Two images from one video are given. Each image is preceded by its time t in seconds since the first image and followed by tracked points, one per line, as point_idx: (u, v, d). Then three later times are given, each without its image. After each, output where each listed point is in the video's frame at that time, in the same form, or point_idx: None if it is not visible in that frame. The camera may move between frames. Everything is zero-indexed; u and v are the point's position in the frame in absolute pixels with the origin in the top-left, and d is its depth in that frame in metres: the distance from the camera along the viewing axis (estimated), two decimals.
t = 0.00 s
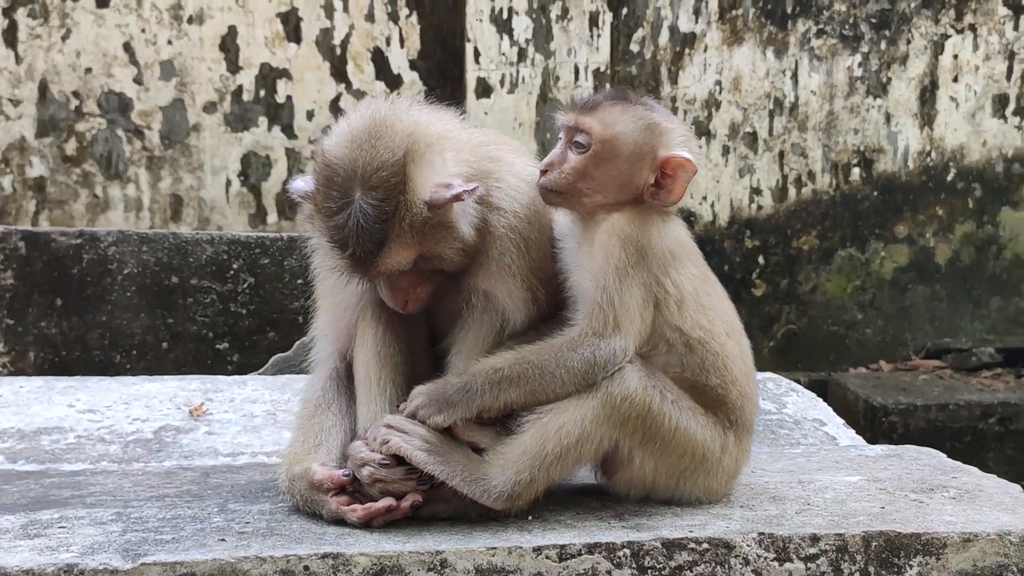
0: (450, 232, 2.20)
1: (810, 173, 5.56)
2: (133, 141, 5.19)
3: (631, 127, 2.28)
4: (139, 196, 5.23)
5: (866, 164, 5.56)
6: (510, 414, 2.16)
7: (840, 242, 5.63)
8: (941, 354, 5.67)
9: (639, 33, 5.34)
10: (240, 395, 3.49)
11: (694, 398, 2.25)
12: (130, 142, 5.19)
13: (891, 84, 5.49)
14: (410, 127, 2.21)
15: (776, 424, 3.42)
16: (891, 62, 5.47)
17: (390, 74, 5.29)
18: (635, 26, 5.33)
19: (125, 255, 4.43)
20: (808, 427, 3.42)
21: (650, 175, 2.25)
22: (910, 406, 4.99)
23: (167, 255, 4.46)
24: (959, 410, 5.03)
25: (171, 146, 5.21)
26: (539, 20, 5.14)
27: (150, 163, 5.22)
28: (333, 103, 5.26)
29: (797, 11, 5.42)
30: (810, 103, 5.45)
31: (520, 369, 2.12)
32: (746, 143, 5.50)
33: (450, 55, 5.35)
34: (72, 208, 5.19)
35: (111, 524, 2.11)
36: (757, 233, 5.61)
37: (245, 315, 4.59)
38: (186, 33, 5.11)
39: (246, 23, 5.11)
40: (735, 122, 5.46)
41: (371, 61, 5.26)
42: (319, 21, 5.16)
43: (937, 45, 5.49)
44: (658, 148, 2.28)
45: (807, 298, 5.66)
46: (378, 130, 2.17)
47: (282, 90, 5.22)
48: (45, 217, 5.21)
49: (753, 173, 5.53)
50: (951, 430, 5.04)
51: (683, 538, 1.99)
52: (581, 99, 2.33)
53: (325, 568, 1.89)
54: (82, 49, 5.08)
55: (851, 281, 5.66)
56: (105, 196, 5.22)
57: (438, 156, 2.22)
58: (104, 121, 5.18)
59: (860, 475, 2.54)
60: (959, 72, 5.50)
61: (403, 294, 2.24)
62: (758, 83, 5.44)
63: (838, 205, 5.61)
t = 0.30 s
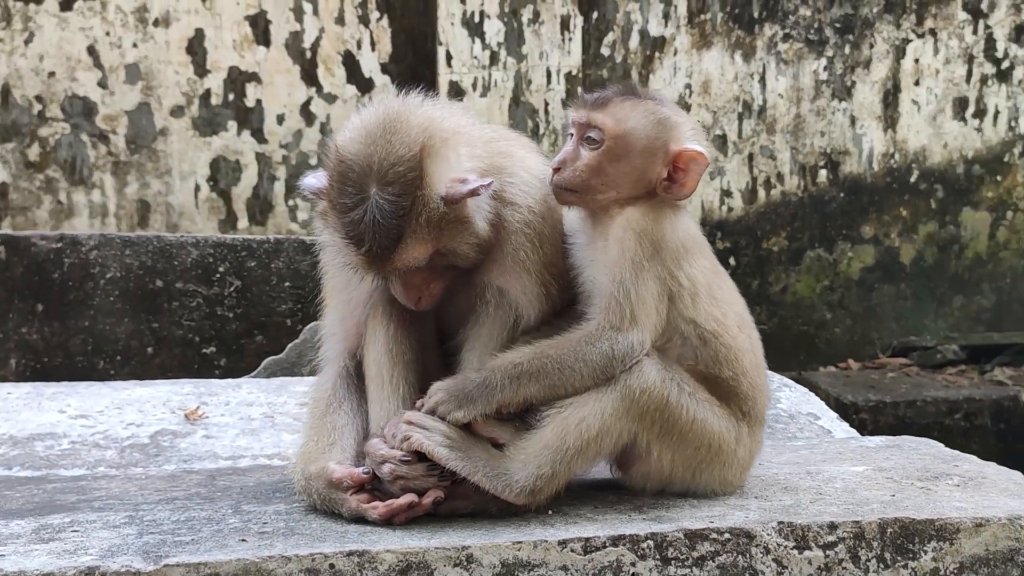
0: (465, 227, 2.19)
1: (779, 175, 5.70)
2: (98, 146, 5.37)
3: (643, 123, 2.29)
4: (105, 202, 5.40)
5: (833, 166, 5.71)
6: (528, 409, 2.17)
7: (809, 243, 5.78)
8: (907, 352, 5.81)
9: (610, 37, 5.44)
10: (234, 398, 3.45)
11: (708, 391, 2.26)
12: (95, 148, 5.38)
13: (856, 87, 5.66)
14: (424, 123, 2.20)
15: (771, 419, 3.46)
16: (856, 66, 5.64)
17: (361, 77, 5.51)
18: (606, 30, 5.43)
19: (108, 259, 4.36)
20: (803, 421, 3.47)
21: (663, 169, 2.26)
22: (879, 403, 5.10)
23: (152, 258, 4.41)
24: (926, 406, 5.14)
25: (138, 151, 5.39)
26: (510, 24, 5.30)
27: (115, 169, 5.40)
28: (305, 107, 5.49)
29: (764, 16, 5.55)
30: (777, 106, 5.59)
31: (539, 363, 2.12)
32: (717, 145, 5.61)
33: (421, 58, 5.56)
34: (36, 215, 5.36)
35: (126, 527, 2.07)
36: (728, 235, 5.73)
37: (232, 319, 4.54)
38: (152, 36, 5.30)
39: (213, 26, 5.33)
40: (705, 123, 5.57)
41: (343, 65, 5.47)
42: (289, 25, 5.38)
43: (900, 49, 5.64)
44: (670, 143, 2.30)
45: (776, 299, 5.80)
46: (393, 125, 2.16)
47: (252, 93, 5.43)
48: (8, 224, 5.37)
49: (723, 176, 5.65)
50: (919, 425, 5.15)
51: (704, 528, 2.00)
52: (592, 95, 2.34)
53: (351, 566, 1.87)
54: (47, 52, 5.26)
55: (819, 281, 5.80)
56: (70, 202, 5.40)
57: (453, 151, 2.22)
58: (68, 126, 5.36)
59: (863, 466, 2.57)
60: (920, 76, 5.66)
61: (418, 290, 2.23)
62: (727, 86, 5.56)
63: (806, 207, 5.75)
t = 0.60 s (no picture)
0: (486, 220, 2.21)
1: (747, 176, 6.05)
2: (63, 148, 5.34)
3: (662, 118, 2.33)
4: (70, 206, 5.37)
5: (799, 167, 6.09)
6: (550, 399, 2.19)
7: (776, 242, 6.14)
8: (871, 348, 6.18)
9: (580, 39, 5.70)
10: (233, 397, 3.43)
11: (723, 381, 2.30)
12: (60, 149, 5.34)
13: (820, 89, 6.04)
14: (444, 116, 2.22)
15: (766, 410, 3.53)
16: (819, 69, 6.02)
17: (332, 78, 5.59)
18: (575, 32, 5.69)
19: (93, 259, 4.31)
20: (797, 412, 3.53)
21: (681, 164, 2.30)
22: (848, 399, 5.37)
23: (138, 257, 4.36)
24: (892, 402, 5.44)
25: (103, 152, 5.37)
26: (481, 25, 5.43)
27: (81, 171, 5.36)
28: (273, 108, 5.53)
29: (730, 20, 5.89)
30: (744, 108, 5.93)
31: (561, 354, 2.15)
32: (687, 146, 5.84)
33: (392, 59, 5.65)
34: None
35: (150, 522, 2.06)
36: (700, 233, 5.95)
37: (221, 319, 4.51)
38: (118, 36, 5.30)
39: (180, 26, 5.37)
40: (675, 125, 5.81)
41: (312, 65, 5.54)
42: (257, 25, 5.45)
43: (862, 52, 6.05)
44: (689, 138, 2.34)
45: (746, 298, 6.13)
46: (414, 118, 2.17)
47: (220, 94, 5.47)
48: None
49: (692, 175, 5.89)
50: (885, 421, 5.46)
51: (727, 514, 2.04)
52: (612, 90, 2.38)
53: (383, 555, 1.89)
54: (9, 52, 5.22)
55: (787, 280, 6.16)
56: (33, 205, 5.34)
57: (472, 145, 2.24)
58: (33, 127, 5.32)
59: (868, 453, 2.63)
60: (882, 79, 6.07)
61: (437, 283, 2.24)
62: (695, 87, 5.85)
63: (774, 208, 6.12)
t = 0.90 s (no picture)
0: (494, 217, 2.24)
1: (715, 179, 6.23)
2: (26, 148, 5.47)
3: (668, 117, 2.43)
4: (33, 207, 5.49)
5: (764, 169, 6.29)
6: (559, 392, 2.24)
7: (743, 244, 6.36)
8: (836, 348, 6.45)
9: (548, 42, 5.79)
10: (226, 396, 3.43)
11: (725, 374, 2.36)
12: (22, 149, 5.47)
13: (785, 93, 6.23)
14: (454, 114, 2.25)
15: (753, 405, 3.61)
16: (785, 73, 6.22)
17: (301, 80, 5.70)
18: (545, 35, 5.79)
19: (75, 259, 4.27)
20: (783, 407, 3.62)
21: (684, 162, 2.39)
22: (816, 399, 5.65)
23: (121, 258, 4.32)
24: (857, 400, 5.73)
25: (67, 154, 5.49)
26: (451, 28, 5.55)
27: (43, 172, 5.50)
28: (241, 108, 5.65)
29: (697, 24, 6.05)
30: (711, 111, 6.13)
31: (570, 348, 2.19)
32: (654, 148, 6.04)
33: (361, 60, 5.76)
34: None
35: (164, 518, 2.06)
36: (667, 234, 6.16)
37: (205, 319, 4.48)
38: (82, 36, 5.40)
39: (147, 26, 5.47)
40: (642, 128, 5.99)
41: (280, 66, 5.65)
42: (225, 25, 5.54)
43: (825, 57, 6.26)
44: (692, 136, 2.43)
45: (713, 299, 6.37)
46: (424, 116, 2.20)
47: (187, 95, 5.60)
48: None
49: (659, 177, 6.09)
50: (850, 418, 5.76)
51: (734, 503, 2.09)
52: (620, 88, 2.47)
53: (402, 547, 1.91)
54: None
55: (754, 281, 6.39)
56: None
57: (481, 142, 2.27)
58: None
59: (860, 444, 2.71)
60: (844, 84, 6.30)
61: (445, 279, 2.26)
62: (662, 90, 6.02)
63: (740, 210, 6.32)
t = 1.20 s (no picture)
0: (496, 229, 2.28)
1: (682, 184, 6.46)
2: None
3: (663, 132, 2.49)
4: None
5: (730, 174, 6.54)
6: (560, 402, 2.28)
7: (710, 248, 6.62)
8: (800, 350, 6.78)
9: (518, 47, 5.99)
10: (214, 406, 3.42)
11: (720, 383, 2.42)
12: None
13: (750, 99, 6.47)
14: (456, 128, 2.28)
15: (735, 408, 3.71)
16: (749, 79, 6.46)
17: (269, 84, 5.72)
18: (513, 41, 5.98)
19: (54, 268, 4.24)
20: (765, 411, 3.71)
21: (679, 176, 2.45)
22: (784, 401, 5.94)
23: (100, 266, 4.28)
24: (821, 401, 6.04)
25: (30, 158, 5.43)
26: (421, 33, 5.74)
27: (7, 176, 5.44)
28: (207, 112, 5.64)
29: (664, 31, 6.25)
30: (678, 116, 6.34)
31: (572, 358, 2.23)
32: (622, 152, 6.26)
33: (328, 64, 5.78)
34: None
35: (171, 531, 2.07)
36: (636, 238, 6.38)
37: (186, 327, 4.46)
38: (45, 38, 5.36)
39: (111, 28, 5.44)
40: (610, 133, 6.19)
41: (247, 70, 5.67)
42: (190, 28, 5.56)
43: (789, 64, 6.52)
44: (686, 150, 2.49)
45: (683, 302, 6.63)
46: (428, 130, 2.23)
47: (152, 98, 5.57)
48: None
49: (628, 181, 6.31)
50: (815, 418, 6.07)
51: (732, 509, 2.14)
52: (614, 106, 2.54)
53: (413, 557, 1.94)
54: None
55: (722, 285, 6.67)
56: None
57: (483, 156, 2.31)
58: None
59: (846, 448, 2.78)
60: (807, 90, 6.57)
61: (447, 291, 2.29)
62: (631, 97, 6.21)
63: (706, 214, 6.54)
